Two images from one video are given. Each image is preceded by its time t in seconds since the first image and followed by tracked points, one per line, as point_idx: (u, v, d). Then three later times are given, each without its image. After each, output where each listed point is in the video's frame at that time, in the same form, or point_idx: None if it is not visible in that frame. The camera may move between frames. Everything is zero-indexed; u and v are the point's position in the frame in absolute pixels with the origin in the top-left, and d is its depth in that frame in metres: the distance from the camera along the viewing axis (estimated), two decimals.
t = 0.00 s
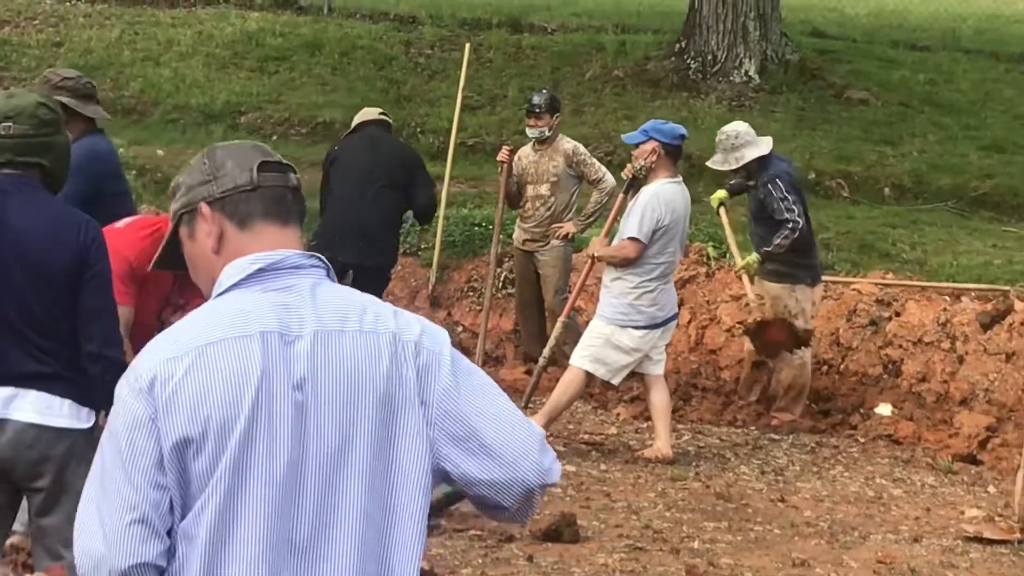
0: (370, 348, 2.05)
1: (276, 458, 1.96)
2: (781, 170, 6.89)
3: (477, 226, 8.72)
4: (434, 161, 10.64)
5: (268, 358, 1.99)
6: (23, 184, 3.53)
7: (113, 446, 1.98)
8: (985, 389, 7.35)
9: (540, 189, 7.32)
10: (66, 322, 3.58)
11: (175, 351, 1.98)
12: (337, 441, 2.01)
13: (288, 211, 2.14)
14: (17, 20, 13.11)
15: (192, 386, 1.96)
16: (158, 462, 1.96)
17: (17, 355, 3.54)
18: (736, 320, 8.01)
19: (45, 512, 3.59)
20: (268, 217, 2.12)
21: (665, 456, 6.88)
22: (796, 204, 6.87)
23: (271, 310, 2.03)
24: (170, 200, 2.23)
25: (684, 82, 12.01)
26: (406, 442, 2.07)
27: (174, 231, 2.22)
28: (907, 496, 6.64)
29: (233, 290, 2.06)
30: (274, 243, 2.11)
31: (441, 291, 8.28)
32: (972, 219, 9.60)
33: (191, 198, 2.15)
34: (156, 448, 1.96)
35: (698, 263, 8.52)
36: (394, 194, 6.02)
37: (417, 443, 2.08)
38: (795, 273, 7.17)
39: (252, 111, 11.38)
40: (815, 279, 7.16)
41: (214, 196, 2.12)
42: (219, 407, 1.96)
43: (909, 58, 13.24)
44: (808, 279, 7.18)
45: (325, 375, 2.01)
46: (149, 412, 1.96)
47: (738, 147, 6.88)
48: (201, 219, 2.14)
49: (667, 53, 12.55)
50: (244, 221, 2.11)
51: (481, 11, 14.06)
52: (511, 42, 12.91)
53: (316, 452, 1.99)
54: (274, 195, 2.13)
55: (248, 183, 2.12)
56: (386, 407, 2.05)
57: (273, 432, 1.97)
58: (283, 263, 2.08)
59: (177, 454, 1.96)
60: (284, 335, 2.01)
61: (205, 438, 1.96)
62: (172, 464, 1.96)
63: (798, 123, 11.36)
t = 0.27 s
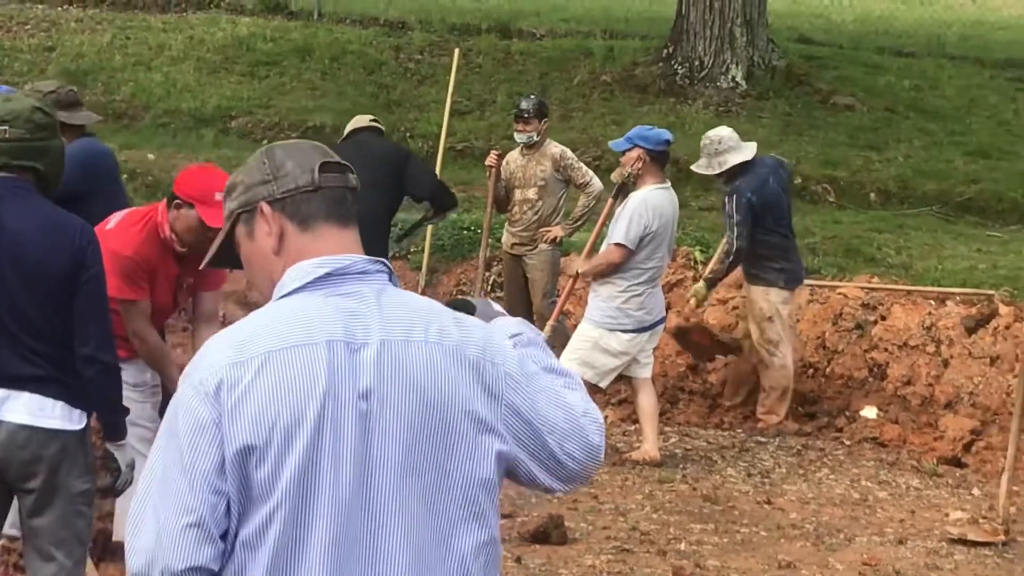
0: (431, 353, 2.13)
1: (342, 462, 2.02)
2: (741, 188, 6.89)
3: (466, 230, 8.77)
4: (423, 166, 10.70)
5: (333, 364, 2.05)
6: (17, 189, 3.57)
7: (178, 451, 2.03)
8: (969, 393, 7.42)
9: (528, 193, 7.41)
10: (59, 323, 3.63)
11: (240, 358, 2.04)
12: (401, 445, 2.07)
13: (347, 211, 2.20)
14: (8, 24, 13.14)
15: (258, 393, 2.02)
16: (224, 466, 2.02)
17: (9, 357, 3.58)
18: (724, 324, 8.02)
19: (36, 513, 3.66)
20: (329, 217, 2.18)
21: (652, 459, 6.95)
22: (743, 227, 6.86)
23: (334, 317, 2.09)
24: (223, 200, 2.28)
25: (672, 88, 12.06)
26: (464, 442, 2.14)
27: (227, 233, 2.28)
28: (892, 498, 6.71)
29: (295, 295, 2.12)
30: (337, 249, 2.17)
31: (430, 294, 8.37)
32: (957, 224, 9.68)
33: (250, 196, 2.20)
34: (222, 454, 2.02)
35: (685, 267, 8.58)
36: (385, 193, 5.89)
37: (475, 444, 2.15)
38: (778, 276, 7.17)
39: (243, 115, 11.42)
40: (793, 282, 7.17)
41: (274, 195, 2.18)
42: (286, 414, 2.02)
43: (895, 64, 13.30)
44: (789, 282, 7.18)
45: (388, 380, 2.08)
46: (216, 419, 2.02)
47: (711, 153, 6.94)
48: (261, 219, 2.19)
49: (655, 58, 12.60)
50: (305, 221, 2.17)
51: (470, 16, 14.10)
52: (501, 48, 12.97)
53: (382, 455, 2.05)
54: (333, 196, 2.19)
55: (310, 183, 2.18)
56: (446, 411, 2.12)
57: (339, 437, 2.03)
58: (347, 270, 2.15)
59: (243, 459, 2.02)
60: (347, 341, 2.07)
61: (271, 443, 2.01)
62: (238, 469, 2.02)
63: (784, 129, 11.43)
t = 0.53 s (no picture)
0: (425, 360, 2.18)
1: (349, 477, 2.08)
2: (726, 191, 7.09)
3: (456, 235, 8.86)
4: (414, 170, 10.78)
5: (334, 380, 2.09)
6: (16, 194, 3.62)
7: (183, 477, 2.05)
8: (954, 395, 7.48)
9: (518, 198, 7.50)
10: (57, 330, 3.70)
11: (240, 381, 2.06)
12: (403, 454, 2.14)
13: (337, 216, 2.24)
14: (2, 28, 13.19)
15: (263, 415, 2.05)
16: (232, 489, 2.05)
17: (7, 360, 3.65)
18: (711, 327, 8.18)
19: (32, 514, 3.75)
20: (321, 223, 2.21)
21: (640, 460, 7.04)
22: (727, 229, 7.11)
23: (331, 330, 2.13)
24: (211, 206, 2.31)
25: (660, 93, 12.13)
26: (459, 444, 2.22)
27: (217, 239, 2.31)
28: (878, 499, 6.79)
29: (289, 309, 2.15)
30: (331, 259, 2.20)
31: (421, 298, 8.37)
32: (941, 228, 9.79)
33: (241, 202, 2.23)
34: (230, 478, 2.04)
35: (673, 270, 8.71)
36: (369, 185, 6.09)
37: (468, 445, 2.23)
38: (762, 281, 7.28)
39: (236, 120, 11.50)
40: (773, 287, 7.28)
41: (266, 202, 2.22)
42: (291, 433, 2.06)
43: (881, 70, 13.38)
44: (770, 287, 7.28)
45: (387, 391, 2.13)
46: (219, 444, 2.04)
47: (691, 158, 7.12)
48: (253, 225, 2.23)
49: (643, 63, 12.67)
50: (297, 228, 2.21)
51: (460, 22, 14.18)
52: (491, 54, 13.05)
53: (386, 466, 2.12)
54: (325, 202, 2.22)
55: (301, 189, 2.21)
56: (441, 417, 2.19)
57: (346, 452, 2.08)
58: (343, 281, 2.18)
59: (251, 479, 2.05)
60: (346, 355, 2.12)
61: (278, 463, 2.05)
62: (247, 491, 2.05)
63: (771, 134, 11.52)
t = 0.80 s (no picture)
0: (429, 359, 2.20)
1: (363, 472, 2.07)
2: (729, 186, 7.14)
3: (449, 236, 8.93)
4: (407, 173, 10.85)
5: (345, 377, 2.08)
6: (15, 196, 3.67)
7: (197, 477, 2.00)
8: (943, 395, 7.55)
9: (510, 200, 7.56)
10: (54, 331, 3.76)
11: (253, 378, 2.02)
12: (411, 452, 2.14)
13: (332, 219, 2.25)
14: None
15: (279, 411, 2.02)
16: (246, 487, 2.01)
17: (5, 361, 3.71)
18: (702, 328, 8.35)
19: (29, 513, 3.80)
20: (318, 226, 2.23)
21: (632, 460, 7.11)
22: (738, 223, 7.12)
23: (338, 328, 2.12)
24: (205, 210, 2.33)
25: (651, 96, 12.20)
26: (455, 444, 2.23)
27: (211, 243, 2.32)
28: (867, 499, 6.85)
29: (291, 309, 2.13)
30: (329, 259, 2.21)
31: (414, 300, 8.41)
32: (930, 230, 9.86)
33: (236, 206, 2.26)
34: (246, 476, 2.00)
35: (665, 271, 8.89)
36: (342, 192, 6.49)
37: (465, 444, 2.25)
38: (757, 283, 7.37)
39: (230, 123, 11.55)
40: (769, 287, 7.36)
41: (263, 205, 2.24)
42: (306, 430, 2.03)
43: (870, 73, 13.44)
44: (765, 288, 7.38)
45: (394, 389, 2.14)
46: (234, 443, 2.00)
47: (688, 158, 7.12)
48: (248, 228, 2.24)
49: (634, 67, 12.73)
50: (295, 231, 2.22)
51: (453, 26, 14.24)
52: (483, 57, 13.11)
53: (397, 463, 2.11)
54: (320, 205, 2.24)
55: (297, 193, 2.23)
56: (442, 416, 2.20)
57: (360, 449, 2.07)
58: (347, 281, 2.18)
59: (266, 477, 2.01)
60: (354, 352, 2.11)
61: (293, 459, 2.02)
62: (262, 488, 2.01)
63: (761, 136, 11.60)
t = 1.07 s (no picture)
0: (437, 356, 2.33)
1: (392, 460, 2.18)
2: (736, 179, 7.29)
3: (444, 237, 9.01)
4: (401, 173, 10.93)
5: (374, 368, 2.18)
6: (14, 197, 3.73)
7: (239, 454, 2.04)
8: (932, 394, 7.63)
9: (504, 201, 7.62)
10: (53, 331, 3.82)
11: (292, 361, 2.10)
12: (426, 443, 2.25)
13: (341, 220, 2.34)
14: None
15: (320, 395, 2.10)
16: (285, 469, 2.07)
17: (5, 361, 3.77)
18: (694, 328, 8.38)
19: (28, 512, 3.86)
20: (330, 227, 2.31)
21: (624, 459, 7.16)
22: (755, 210, 7.28)
23: (364, 321, 2.22)
24: (212, 211, 2.38)
25: (644, 98, 12.27)
26: (459, 440, 2.36)
27: (219, 244, 2.37)
28: (858, 497, 6.92)
29: (316, 297, 2.21)
30: (338, 254, 2.30)
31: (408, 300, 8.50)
32: (920, 230, 9.93)
33: (248, 206, 2.32)
34: (286, 457, 2.07)
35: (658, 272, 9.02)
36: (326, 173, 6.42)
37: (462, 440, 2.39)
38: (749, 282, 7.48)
39: (226, 124, 11.62)
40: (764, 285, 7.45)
41: (276, 205, 2.30)
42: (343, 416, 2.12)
43: (861, 74, 13.51)
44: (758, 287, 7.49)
45: (415, 382, 2.25)
46: (277, 422, 2.07)
47: (694, 156, 7.19)
48: (261, 228, 2.31)
49: (627, 69, 12.79)
50: (308, 230, 2.29)
51: (447, 28, 14.30)
52: (477, 59, 13.17)
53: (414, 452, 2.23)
54: (331, 206, 2.33)
55: (310, 193, 2.31)
56: (449, 411, 2.33)
57: (388, 436, 2.17)
58: (368, 276, 2.28)
59: (304, 459, 2.09)
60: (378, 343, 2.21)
61: (329, 443, 2.11)
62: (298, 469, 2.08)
63: (753, 137, 11.67)
